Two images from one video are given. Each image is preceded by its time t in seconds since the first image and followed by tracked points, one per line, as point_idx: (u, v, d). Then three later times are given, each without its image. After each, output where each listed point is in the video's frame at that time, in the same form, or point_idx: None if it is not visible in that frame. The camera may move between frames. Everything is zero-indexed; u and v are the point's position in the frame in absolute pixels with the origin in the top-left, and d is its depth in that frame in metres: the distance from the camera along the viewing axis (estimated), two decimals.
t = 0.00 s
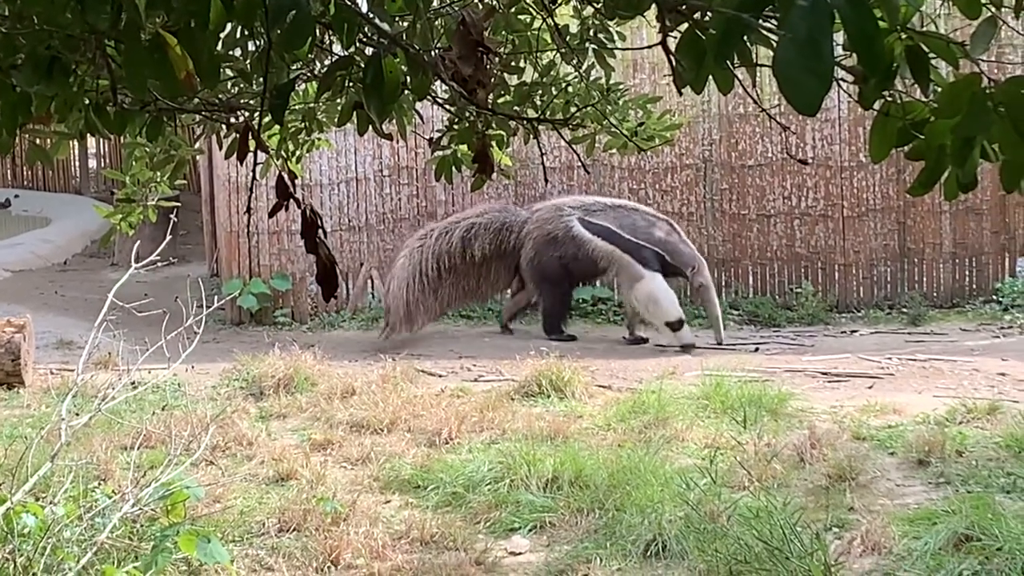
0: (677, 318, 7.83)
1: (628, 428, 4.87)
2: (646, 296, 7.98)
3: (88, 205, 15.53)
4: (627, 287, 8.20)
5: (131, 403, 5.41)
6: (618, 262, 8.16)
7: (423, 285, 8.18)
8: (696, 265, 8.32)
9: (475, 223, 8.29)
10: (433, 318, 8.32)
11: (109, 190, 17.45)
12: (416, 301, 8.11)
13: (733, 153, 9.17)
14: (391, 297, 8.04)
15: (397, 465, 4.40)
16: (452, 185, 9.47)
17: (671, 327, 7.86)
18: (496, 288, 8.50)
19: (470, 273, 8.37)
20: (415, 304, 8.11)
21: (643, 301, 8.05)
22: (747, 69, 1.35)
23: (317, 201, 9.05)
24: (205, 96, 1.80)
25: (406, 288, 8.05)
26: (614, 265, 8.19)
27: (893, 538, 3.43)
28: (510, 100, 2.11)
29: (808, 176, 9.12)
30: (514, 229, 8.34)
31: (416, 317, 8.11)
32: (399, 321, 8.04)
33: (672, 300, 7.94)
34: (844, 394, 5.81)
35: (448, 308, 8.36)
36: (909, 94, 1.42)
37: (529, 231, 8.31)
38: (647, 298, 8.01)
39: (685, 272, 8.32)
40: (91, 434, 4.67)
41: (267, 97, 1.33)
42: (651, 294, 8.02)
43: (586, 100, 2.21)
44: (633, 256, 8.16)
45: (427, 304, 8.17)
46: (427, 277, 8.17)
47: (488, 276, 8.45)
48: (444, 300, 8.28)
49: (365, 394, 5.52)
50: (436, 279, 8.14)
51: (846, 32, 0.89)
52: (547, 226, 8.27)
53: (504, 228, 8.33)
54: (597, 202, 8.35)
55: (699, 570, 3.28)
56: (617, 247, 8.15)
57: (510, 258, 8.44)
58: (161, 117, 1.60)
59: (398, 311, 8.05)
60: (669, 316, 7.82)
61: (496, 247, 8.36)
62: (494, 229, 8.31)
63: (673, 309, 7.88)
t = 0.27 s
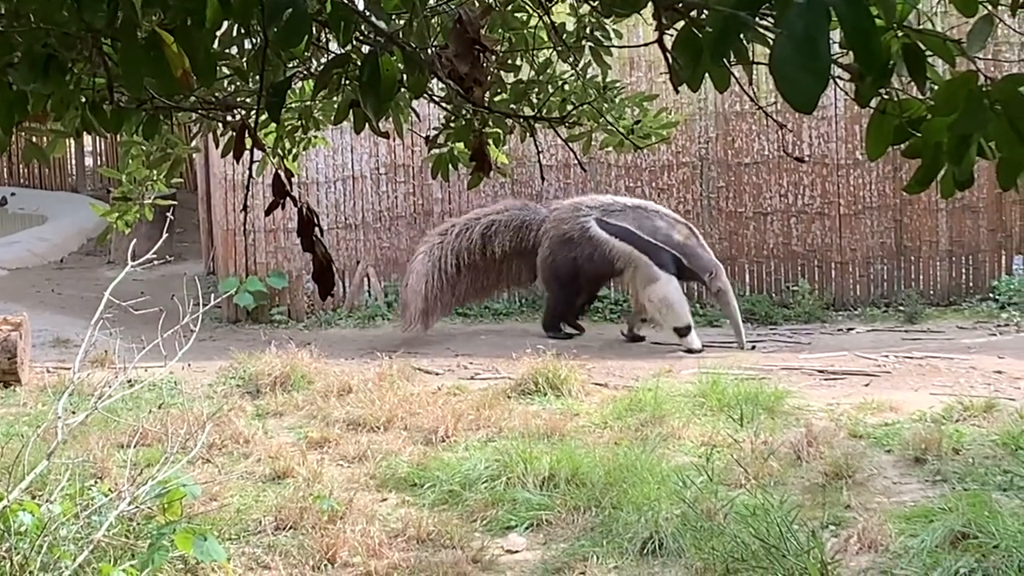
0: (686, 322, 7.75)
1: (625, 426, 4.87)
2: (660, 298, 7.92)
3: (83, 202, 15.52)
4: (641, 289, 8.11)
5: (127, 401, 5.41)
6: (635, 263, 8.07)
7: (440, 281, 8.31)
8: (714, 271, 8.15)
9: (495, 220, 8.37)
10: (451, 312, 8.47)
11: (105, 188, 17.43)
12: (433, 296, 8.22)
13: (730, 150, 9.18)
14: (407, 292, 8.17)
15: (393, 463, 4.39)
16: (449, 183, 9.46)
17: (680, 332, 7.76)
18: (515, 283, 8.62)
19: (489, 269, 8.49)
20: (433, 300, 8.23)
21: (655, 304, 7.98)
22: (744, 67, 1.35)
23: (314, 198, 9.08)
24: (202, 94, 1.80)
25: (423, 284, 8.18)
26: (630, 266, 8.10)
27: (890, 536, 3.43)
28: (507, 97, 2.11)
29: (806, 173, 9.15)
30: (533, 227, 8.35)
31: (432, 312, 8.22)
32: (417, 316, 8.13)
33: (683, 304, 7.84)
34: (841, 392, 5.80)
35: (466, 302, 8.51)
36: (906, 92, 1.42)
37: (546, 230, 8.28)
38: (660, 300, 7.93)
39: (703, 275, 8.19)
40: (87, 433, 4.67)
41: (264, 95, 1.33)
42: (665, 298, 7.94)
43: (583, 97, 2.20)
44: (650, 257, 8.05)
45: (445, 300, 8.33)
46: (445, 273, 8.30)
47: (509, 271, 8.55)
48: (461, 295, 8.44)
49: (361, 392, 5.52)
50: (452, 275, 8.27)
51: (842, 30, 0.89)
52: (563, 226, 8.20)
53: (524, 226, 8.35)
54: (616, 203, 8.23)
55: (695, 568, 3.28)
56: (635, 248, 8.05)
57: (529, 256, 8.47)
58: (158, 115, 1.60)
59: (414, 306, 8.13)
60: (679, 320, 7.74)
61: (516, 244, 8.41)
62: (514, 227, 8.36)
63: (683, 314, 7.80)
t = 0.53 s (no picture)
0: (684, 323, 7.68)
1: (620, 425, 4.87)
2: (663, 296, 7.78)
3: (78, 201, 15.52)
4: (649, 285, 7.91)
5: (122, 400, 5.41)
6: (647, 259, 7.85)
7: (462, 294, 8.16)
8: (730, 264, 8.02)
9: (514, 229, 8.25)
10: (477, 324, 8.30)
11: (100, 186, 17.42)
12: (456, 308, 8.04)
13: (724, 149, 9.17)
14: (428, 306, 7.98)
15: (388, 461, 4.39)
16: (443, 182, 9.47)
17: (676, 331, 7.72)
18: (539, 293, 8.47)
19: (512, 279, 8.36)
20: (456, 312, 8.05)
21: (659, 299, 7.87)
22: (739, 66, 1.35)
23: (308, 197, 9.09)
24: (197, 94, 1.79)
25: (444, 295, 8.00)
26: (642, 263, 7.89)
27: (885, 534, 3.43)
28: (502, 97, 2.11)
29: (799, 172, 9.11)
30: (551, 233, 8.20)
31: (455, 324, 8.01)
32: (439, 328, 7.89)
33: (684, 303, 7.74)
34: (836, 391, 5.81)
35: (491, 314, 8.35)
36: (901, 90, 1.42)
37: (562, 236, 8.13)
38: (663, 298, 7.79)
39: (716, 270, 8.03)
40: (81, 432, 4.67)
41: (259, 92, 1.33)
42: (668, 295, 7.79)
43: (577, 96, 2.21)
44: (663, 253, 7.85)
45: (469, 312, 8.14)
46: (465, 284, 8.16)
47: (532, 280, 8.41)
48: (485, 307, 8.28)
49: (356, 391, 5.52)
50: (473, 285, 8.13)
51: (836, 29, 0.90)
52: (578, 229, 8.03)
53: (542, 233, 8.20)
54: (629, 203, 8.04)
55: (690, 566, 3.30)
56: (649, 245, 7.85)
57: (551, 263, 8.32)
58: (153, 115, 1.61)
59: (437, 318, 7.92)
60: (676, 320, 7.67)
61: (536, 251, 8.27)
62: (532, 235, 8.22)
63: (683, 313, 7.72)
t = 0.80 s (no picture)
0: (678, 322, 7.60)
1: (610, 423, 4.87)
2: (660, 293, 7.71)
3: (68, 200, 15.54)
4: (653, 280, 7.82)
5: (112, 397, 5.41)
6: (655, 256, 7.75)
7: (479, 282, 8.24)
8: (741, 271, 7.76)
9: (533, 220, 8.28)
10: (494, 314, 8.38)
11: (90, 184, 17.40)
12: (473, 297, 8.12)
13: (715, 146, 9.18)
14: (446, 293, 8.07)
15: (379, 459, 4.38)
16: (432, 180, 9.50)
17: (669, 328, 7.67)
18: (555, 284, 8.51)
19: (528, 269, 8.41)
20: (473, 301, 8.12)
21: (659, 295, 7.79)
22: (728, 63, 1.35)
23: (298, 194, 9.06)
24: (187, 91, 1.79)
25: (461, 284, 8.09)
26: (650, 259, 7.80)
27: (875, 532, 3.43)
28: (493, 94, 2.10)
29: (791, 170, 9.14)
30: (569, 227, 8.20)
31: (475, 312, 8.09)
32: (457, 317, 7.96)
33: (683, 303, 7.63)
34: (826, 388, 5.83)
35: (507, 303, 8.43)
36: (890, 87, 1.42)
37: (580, 230, 8.11)
38: (662, 294, 7.70)
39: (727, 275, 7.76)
40: (71, 429, 4.67)
41: (249, 90, 1.33)
42: (667, 292, 7.71)
43: (568, 94, 2.22)
44: (674, 252, 7.71)
45: (485, 301, 8.22)
46: (481, 274, 8.24)
47: (549, 271, 8.45)
48: (501, 297, 8.36)
49: (346, 388, 5.52)
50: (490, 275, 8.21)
51: (826, 27, 0.90)
52: (597, 226, 7.99)
53: (559, 226, 8.22)
54: (649, 201, 7.98)
55: (681, 563, 3.28)
56: (662, 243, 7.74)
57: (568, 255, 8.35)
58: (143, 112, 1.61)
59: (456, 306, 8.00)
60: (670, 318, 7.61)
61: (553, 242, 8.30)
62: (550, 227, 8.24)
63: (680, 311, 7.62)
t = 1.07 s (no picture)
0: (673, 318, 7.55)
1: (597, 419, 4.87)
2: (661, 289, 7.65)
3: (54, 195, 15.50)
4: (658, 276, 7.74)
5: (98, 393, 5.40)
6: (664, 254, 7.65)
7: (482, 268, 8.36)
8: (754, 273, 7.59)
9: (545, 215, 8.26)
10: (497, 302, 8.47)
11: (77, 179, 17.35)
12: (470, 280, 8.30)
13: (702, 142, 9.17)
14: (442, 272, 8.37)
15: (365, 455, 4.37)
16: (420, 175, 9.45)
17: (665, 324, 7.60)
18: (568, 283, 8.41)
19: (539, 265, 8.37)
20: (470, 284, 8.31)
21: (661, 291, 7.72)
22: (715, 60, 1.35)
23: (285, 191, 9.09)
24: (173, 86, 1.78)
25: (459, 265, 8.29)
26: (659, 256, 7.70)
27: (861, 528, 3.43)
28: (480, 90, 2.10)
29: (777, 166, 9.15)
30: (582, 223, 8.17)
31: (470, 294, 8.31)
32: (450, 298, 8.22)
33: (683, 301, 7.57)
34: (812, 383, 5.87)
35: (513, 295, 8.46)
36: (876, 83, 1.42)
37: (594, 226, 8.05)
38: (663, 291, 7.65)
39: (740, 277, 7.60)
40: (57, 426, 4.66)
41: (235, 86, 1.33)
42: (668, 289, 7.64)
43: (554, 89, 2.22)
44: (684, 251, 7.58)
45: (485, 287, 8.35)
46: (485, 262, 8.31)
47: (560, 270, 8.37)
48: (506, 287, 8.41)
49: (333, 384, 5.52)
50: (492, 263, 8.29)
51: (814, 22, 0.90)
52: (610, 222, 7.92)
53: (571, 221, 8.18)
54: (665, 198, 7.87)
55: (666, 559, 3.28)
56: (673, 241, 7.61)
57: (580, 253, 8.28)
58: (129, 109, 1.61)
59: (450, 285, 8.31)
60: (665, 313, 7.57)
61: (565, 240, 8.24)
62: (562, 222, 8.20)
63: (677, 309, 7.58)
